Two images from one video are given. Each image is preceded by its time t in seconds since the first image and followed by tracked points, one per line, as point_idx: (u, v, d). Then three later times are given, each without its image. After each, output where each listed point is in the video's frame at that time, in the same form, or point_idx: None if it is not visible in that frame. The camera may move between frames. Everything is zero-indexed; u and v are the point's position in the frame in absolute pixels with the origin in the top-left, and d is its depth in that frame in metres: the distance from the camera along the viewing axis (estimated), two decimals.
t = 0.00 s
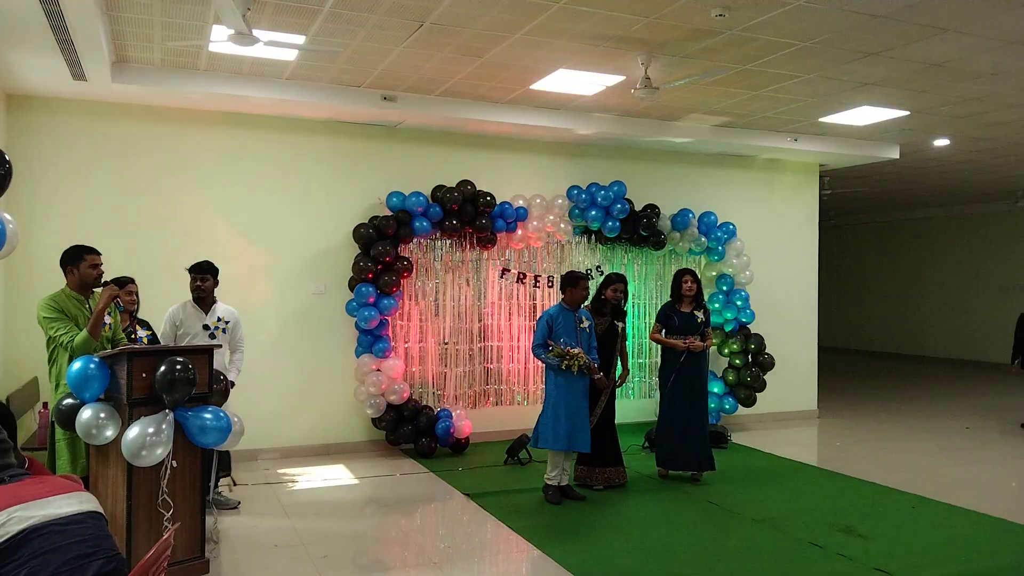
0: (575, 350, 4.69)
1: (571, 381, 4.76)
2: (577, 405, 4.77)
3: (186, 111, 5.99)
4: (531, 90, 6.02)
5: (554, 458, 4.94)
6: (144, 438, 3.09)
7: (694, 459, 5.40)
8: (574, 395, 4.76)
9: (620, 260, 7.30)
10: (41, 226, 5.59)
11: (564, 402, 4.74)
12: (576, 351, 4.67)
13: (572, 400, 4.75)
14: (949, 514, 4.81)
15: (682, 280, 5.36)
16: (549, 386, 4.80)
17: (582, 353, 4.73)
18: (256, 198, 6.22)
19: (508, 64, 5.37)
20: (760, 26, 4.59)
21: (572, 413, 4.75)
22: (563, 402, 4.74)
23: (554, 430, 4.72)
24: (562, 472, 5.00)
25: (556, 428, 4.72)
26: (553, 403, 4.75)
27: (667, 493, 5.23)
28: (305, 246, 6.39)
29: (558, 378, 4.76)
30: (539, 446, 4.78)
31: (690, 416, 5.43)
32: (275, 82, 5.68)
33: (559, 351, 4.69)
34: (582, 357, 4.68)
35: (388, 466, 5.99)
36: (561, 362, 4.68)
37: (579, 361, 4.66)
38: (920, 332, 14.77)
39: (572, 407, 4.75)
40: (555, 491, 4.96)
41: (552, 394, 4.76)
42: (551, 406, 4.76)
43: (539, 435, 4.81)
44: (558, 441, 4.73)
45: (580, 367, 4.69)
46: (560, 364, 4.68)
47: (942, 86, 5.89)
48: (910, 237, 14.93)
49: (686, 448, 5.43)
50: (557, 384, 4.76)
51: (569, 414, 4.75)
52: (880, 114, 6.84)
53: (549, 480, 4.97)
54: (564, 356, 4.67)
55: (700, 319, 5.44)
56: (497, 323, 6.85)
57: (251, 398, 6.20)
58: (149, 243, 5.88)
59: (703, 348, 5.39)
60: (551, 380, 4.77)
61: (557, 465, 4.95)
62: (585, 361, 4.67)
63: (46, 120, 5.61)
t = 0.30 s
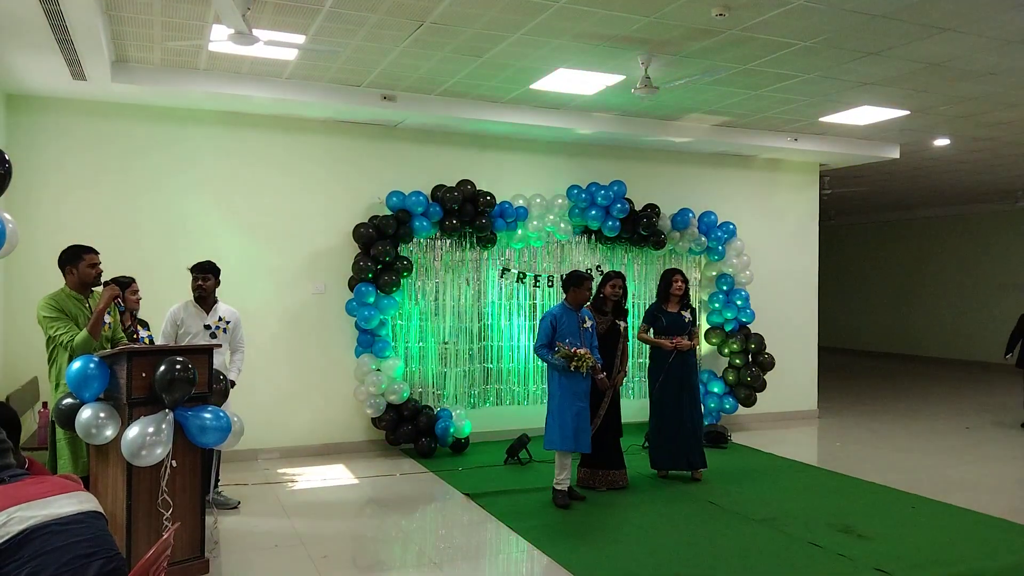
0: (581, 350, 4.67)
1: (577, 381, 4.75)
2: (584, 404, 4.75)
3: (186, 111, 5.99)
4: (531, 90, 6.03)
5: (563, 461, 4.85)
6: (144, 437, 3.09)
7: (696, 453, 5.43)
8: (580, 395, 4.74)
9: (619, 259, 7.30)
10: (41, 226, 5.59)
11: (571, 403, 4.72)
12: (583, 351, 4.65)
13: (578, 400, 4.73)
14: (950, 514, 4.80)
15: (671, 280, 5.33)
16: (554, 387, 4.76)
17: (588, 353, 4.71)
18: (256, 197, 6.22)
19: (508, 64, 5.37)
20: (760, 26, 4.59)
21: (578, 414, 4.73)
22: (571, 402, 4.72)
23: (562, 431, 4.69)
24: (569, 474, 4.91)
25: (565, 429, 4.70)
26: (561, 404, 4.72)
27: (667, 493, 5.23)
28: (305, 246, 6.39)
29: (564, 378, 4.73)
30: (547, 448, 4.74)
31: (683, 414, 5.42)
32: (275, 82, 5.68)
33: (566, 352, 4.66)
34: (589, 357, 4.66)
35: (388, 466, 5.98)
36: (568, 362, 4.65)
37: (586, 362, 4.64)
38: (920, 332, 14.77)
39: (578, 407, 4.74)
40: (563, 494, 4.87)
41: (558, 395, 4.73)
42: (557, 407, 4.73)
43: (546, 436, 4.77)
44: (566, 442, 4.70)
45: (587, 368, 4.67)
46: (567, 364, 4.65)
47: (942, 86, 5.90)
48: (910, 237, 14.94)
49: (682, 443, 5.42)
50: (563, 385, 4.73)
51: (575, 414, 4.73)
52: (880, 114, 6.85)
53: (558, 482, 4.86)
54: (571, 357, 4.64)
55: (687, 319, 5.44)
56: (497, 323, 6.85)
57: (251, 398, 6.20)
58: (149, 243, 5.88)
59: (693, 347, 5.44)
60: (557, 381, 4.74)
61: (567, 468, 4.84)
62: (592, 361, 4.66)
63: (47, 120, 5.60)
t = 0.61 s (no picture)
0: (583, 351, 4.66)
1: (579, 382, 4.74)
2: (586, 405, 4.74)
3: (186, 111, 5.99)
4: (531, 90, 6.03)
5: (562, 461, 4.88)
6: (144, 437, 3.09)
7: (683, 453, 5.44)
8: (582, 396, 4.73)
9: (620, 259, 7.30)
10: (41, 227, 5.59)
11: (573, 404, 4.70)
12: (585, 351, 4.65)
13: (581, 401, 4.72)
14: (950, 514, 4.80)
15: (666, 280, 5.34)
16: (555, 389, 4.75)
17: (589, 354, 4.70)
18: (256, 198, 6.22)
19: (508, 64, 5.37)
20: (759, 26, 4.59)
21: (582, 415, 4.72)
22: (573, 404, 4.70)
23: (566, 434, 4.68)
24: (565, 476, 4.94)
25: (569, 431, 4.68)
26: (564, 407, 4.70)
27: (666, 493, 5.23)
28: (305, 246, 6.39)
29: (565, 380, 4.72)
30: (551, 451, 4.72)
31: (675, 415, 5.42)
32: (275, 82, 5.68)
33: (568, 354, 4.65)
34: (591, 357, 4.66)
35: (388, 466, 5.98)
36: (569, 363, 4.64)
37: (589, 362, 4.63)
38: (920, 333, 14.76)
39: (580, 409, 4.72)
40: (558, 493, 4.90)
41: (560, 398, 4.71)
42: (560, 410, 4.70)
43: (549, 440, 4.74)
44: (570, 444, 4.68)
45: (590, 369, 4.67)
46: (570, 366, 4.65)
47: (942, 86, 5.90)
48: (910, 238, 14.93)
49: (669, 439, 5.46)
50: (566, 387, 4.71)
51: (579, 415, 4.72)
52: (880, 115, 6.85)
53: (552, 482, 4.90)
54: (574, 358, 4.63)
55: (683, 318, 5.46)
56: (497, 323, 6.85)
57: (251, 398, 6.20)
58: (149, 243, 5.88)
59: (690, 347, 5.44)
60: (558, 383, 4.72)
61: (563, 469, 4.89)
62: (595, 362, 4.65)
63: (46, 121, 5.60)
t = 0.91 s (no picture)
0: (580, 352, 4.65)
1: (577, 383, 4.73)
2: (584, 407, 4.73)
3: (186, 111, 6.00)
4: (531, 90, 6.02)
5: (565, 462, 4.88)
6: (144, 438, 3.09)
7: (683, 453, 5.44)
8: (580, 397, 4.72)
9: (619, 260, 7.30)
10: (41, 227, 5.59)
11: (571, 406, 4.70)
12: (582, 353, 4.64)
13: (578, 403, 4.71)
14: (950, 514, 4.80)
15: (669, 281, 5.34)
16: (551, 390, 4.75)
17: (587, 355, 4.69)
18: (256, 198, 6.22)
19: (508, 64, 5.37)
20: (759, 26, 4.59)
21: (579, 416, 4.71)
22: (570, 406, 4.70)
23: (562, 436, 4.68)
24: (564, 478, 4.90)
25: (566, 433, 4.68)
26: (561, 409, 4.69)
27: (667, 493, 5.23)
28: (305, 246, 6.39)
29: (561, 381, 4.72)
30: (548, 453, 4.72)
31: (675, 415, 5.43)
32: (275, 83, 5.68)
33: (565, 355, 4.65)
34: (589, 358, 4.65)
35: (388, 467, 5.99)
36: (567, 365, 4.63)
37: (587, 364, 4.63)
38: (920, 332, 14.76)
39: (577, 410, 4.71)
40: (558, 496, 4.87)
41: (557, 399, 4.70)
42: (554, 412, 4.70)
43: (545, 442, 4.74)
44: (567, 446, 4.68)
45: (587, 370, 4.66)
46: (567, 367, 4.65)
47: (943, 86, 5.89)
48: (910, 237, 14.92)
49: (669, 439, 5.48)
50: (562, 389, 4.71)
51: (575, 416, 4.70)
52: (880, 115, 6.85)
53: (551, 485, 4.86)
54: (571, 360, 4.63)
55: (684, 319, 5.45)
56: (497, 323, 6.85)
57: (251, 398, 6.20)
58: (149, 243, 5.89)
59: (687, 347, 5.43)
60: (555, 384, 4.72)
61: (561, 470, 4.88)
62: (593, 363, 4.65)
63: (46, 121, 5.60)
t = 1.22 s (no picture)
0: (582, 354, 4.65)
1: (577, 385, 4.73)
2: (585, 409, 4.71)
3: (186, 111, 5.99)
4: (531, 90, 6.03)
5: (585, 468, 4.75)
6: (144, 438, 3.09)
7: (687, 454, 5.43)
8: (581, 400, 4.72)
9: (619, 260, 7.30)
10: (41, 227, 5.59)
11: (571, 408, 4.70)
12: (584, 354, 4.64)
13: (578, 404, 4.70)
14: (950, 514, 4.80)
15: (670, 281, 5.35)
16: (551, 391, 4.76)
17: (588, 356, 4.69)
18: (256, 198, 6.22)
19: (508, 64, 5.37)
20: (759, 26, 4.59)
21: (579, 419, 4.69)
22: (570, 408, 4.70)
23: (562, 438, 4.67)
24: (564, 477, 4.88)
25: (566, 435, 4.67)
26: (561, 410, 4.70)
27: (667, 493, 5.24)
28: (304, 246, 6.39)
29: (562, 383, 4.72)
30: (548, 455, 4.72)
31: (676, 415, 5.42)
32: (275, 83, 5.68)
33: (567, 357, 4.64)
34: (591, 360, 4.66)
35: (388, 467, 5.99)
36: (569, 365, 4.64)
37: (589, 365, 4.63)
38: (920, 333, 14.76)
39: (575, 411, 4.70)
40: (558, 497, 4.86)
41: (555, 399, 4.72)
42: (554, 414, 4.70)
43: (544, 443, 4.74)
44: (567, 448, 4.67)
45: (588, 371, 4.66)
46: (568, 369, 4.64)
47: (943, 86, 5.90)
48: (911, 237, 14.92)
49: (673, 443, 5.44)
50: (562, 391, 4.72)
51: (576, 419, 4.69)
52: (880, 115, 6.85)
53: (551, 485, 4.85)
54: (573, 361, 4.62)
55: (685, 318, 5.46)
56: (497, 323, 6.86)
57: (251, 398, 6.20)
58: (149, 243, 5.88)
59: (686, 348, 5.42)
60: (555, 386, 4.73)
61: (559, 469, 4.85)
62: (594, 364, 4.66)
63: (46, 121, 5.60)
